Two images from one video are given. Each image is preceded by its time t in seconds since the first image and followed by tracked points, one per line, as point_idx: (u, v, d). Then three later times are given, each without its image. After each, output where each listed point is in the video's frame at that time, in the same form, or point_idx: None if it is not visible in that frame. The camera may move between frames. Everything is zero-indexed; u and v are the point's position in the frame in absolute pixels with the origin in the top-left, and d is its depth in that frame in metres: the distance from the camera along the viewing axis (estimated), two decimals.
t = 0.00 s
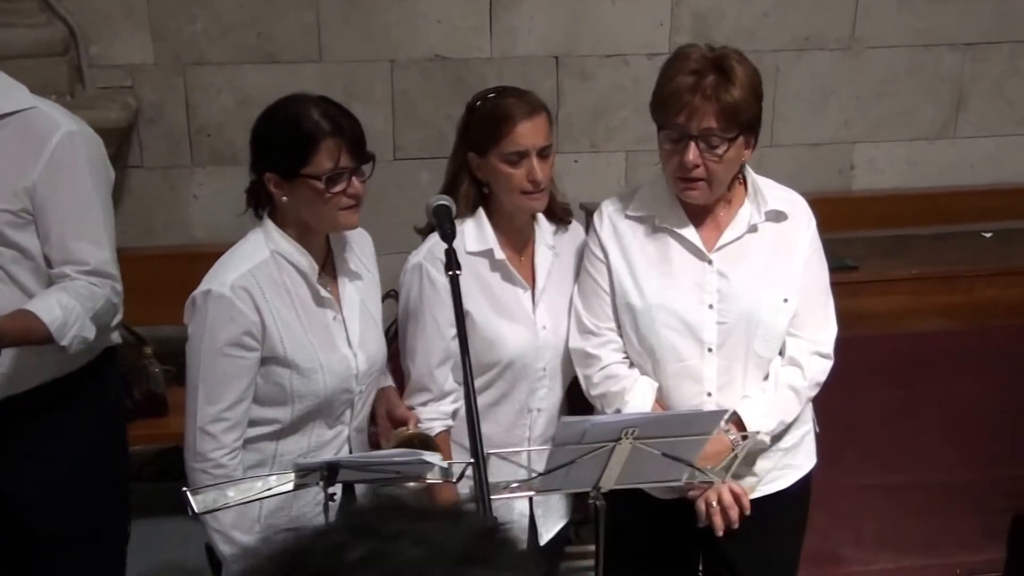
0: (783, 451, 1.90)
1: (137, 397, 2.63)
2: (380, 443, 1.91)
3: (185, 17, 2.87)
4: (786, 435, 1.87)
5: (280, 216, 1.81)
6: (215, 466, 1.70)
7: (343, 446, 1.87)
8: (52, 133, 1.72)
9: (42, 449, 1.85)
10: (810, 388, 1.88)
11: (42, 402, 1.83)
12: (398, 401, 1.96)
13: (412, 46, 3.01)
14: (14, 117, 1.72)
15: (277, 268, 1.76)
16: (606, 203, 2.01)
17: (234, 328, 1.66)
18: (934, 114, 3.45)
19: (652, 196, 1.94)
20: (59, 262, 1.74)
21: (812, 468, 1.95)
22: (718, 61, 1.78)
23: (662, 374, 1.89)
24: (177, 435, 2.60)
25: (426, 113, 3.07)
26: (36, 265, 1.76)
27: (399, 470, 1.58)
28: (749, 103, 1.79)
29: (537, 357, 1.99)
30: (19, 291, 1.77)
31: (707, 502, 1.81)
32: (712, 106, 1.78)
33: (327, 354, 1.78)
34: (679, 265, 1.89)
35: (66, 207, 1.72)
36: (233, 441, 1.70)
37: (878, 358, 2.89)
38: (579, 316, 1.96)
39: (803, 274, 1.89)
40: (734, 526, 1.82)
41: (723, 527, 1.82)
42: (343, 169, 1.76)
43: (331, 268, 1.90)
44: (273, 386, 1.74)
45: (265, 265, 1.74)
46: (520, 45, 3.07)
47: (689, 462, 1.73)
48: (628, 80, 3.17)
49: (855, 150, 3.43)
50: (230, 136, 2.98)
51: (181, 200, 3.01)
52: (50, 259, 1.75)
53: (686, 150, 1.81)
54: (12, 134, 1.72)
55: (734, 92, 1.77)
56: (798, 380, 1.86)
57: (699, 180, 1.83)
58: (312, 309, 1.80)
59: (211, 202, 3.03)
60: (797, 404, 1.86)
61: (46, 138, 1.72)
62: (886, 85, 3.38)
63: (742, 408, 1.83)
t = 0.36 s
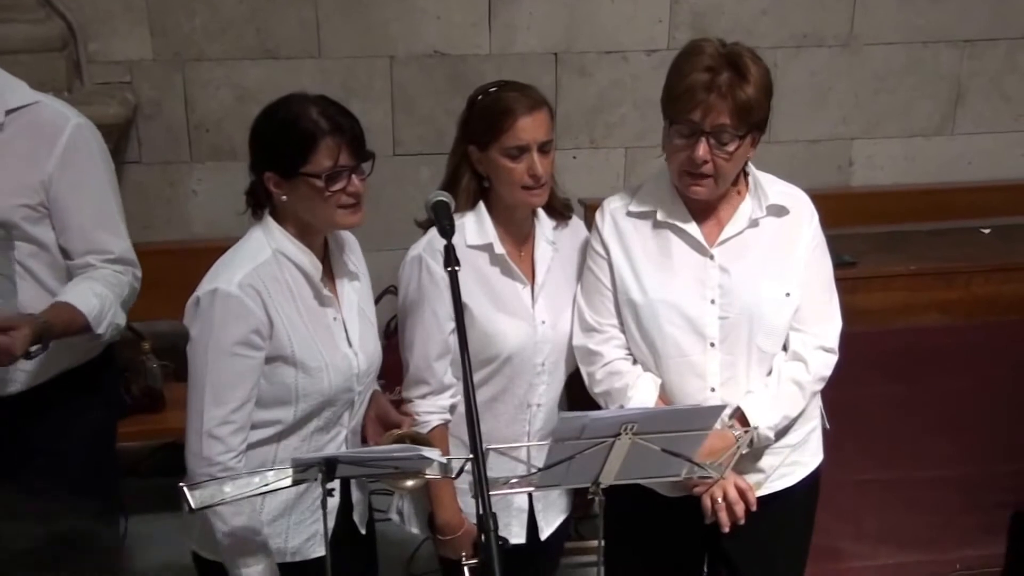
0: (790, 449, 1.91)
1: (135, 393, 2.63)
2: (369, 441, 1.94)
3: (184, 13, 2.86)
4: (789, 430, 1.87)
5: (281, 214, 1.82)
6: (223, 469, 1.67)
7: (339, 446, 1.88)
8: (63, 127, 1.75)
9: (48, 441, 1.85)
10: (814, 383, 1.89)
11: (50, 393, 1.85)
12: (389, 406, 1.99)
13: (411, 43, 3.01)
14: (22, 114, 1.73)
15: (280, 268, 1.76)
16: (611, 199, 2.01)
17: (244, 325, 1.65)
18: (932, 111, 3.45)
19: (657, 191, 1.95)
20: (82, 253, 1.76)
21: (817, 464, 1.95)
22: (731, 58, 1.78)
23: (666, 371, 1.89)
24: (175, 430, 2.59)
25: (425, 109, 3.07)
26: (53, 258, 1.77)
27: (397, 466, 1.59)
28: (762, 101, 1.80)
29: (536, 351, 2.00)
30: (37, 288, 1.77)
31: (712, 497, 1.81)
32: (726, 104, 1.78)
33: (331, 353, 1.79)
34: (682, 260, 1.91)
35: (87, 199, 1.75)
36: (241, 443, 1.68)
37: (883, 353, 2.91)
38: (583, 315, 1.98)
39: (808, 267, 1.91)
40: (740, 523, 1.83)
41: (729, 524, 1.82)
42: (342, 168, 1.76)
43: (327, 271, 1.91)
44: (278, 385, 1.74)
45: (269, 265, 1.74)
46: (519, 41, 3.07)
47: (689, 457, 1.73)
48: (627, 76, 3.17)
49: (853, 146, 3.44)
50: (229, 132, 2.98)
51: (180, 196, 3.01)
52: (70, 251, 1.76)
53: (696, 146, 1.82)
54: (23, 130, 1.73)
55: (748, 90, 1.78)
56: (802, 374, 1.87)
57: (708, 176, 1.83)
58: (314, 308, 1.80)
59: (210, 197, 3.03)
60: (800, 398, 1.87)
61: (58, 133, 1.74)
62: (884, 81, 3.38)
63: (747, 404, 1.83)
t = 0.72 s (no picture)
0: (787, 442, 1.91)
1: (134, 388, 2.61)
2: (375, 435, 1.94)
3: (185, 10, 2.86)
4: (793, 427, 1.88)
5: (282, 209, 1.82)
6: (230, 467, 1.67)
7: (343, 440, 1.88)
8: (69, 128, 1.74)
9: (50, 443, 1.83)
10: (817, 379, 1.90)
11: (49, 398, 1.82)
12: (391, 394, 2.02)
13: (412, 40, 3.00)
14: (28, 114, 1.72)
15: (282, 264, 1.75)
16: (610, 193, 2.01)
17: (249, 324, 1.65)
18: (936, 110, 3.44)
19: (659, 188, 1.95)
20: (90, 255, 1.76)
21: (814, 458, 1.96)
22: (726, 53, 1.79)
23: (669, 366, 1.89)
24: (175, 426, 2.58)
25: (426, 106, 3.06)
26: (59, 261, 1.76)
27: (397, 463, 1.58)
28: (758, 96, 1.79)
29: (537, 347, 1.99)
30: (44, 291, 1.76)
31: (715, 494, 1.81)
32: (721, 98, 1.78)
33: (335, 348, 1.78)
34: (684, 256, 1.91)
35: (94, 201, 1.75)
36: (246, 440, 1.68)
37: (886, 351, 2.96)
38: (585, 310, 1.97)
39: (810, 265, 1.92)
40: (741, 518, 1.83)
41: (730, 519, 1.83)
42: (343, 163, 1.76)
43: (327, 267, 1.90)
44: (282, 382, 1.73)
45: (271, 261, 1.74)
46: (521, 38, 3.06)
47: (692, 455, 1.73)
48: (629, 74, 3.16)
49: (856, 145, 3.44)
50: (230, 129, 2.97)
51: (181, 192, 3.00)
52: (77, 254, 1.76)
53: (694, 141, 1.81)
54: (27, 131, 1.71)
55: (743, 85, 1.78)
56: (805, 371, 1.88)
57: (707, 172, 1.83)
58: (317, 304, 1.80)
59: (210, 194, 3.02)
60: (804, 394, 1.88)
61: (63, 134, 1.73)
62: (888, 80, 3.38)
63: (750, 400, 1.84)
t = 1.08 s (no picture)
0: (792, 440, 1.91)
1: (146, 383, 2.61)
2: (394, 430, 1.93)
3: (195, 9, 2.87)
4: (801, 425, 1.88)
5: (289, 206, 1.82)
6: (234, 460, 1.69)
7: (362, 430, 1.88)
8: (82, 136, 1.74)
9: (60, 452, 1.83)
10: (825, 379, 1.91)
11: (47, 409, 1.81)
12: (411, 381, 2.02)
13: (422, 39, 3.00)
14: (42, 118, 1.72)
15: (290, 260, 1.75)
16: (618, 188, 2.01)
17: (249, 322, 1.65)
18: (951, 110, 3.44)
19: (668, 187, 1.96)
20: (90, 266, 1.74)
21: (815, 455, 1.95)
22: (734, 51, 1.79)
23: (679, 364, 1.89)
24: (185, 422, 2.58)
25: (436, 105, 3.06)
26: (61, 268, 1.75)
27: (407, 462, 1.59)
28: (765, 93, 1.80)
29: (550, 343, 1.99)
30: (43, 295, 1.76)
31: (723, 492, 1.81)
32: (728, 96, 1.78)
33: (343, 344, 1.78)
34: (694, 254, 1.90)
35: (97, 211, 1.73)
36: (251, 435, 1.69)
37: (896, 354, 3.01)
38: (591, 307, 1.96)
39: (815, 264, 1.92)
40: (751, 515, 1.83)
41: (739, 516, 1.82)
42: (350, 158, 1.76)
43: (340, 259, 1.91)
44: (289, 376, 1.74)
45: (278, 258, 1.74)
46: (531, 38, 3.07)
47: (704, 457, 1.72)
48: (638, 74, 3.15)
49: (871, 145, 3.43)
50: (241, 127, 2.97)
51: (191, 189, 3.00)
52: (79, 263, 1.74)
53: (701, 139, 1.81)
54: (41, 134, 1.72)
55: (750, 83, 1.78)
56: (814, 370, 1.89)
57: (714, 169, 1.83)
58: (325, 299, 1.79)
59: (220, 192, 3.02)
60: (813, 394, 1.89)
61: (76, 141, 1.73)
62: (902, 80, 3.37)
63: (761, 399, 1.84)
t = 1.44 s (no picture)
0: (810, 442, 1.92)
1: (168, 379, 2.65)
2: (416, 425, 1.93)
3: (216, 9, 2.89)
4: (820, 427, 1.89)
5: (310, 207, 1.83)
6: (243, 452, 1.72)
7: (376, 433, 1.88)
8: (95, 140, 1.71)
9: (65, 452, 1.83)
10: (844, 380, 1.92)
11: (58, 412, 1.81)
12: (433, 384, 1.99)
13: (440, 38, 3.01)
14: (59, 121, 1.71)
15: (308, 259, 1.77)
16: (633, 189, 2.01)
17: (262, 319, 1.67)
18: (975, 108, 3.41)
19: (683, 187, 1.96)
20: (94, 271, 1.71)
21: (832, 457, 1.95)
22: (749, 53, 1.79)
23: (697, 366, 1.90)
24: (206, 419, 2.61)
25: (453, 105, 3.06)
26: (69, 272, 1.74)
27: (427, 460, 1.60)
28: (780, 94, 1.80)
29: (571, 341, 2.01)
30: (52, 297, 1.74)
31: (740, 495, 1.82)
32: (742, 98, 1.79)
33: (356, 345, 1.79)
34: (712, 255, 1.91)
35: (102, 215, 1.69)
36: (260, 429, 1.72)
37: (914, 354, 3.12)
38: (606, 306, 1.96)
39: (835, 264, 1.91)
40: (767, 519, 1.83)
41: (757, 519, 1.82)
42: (370, 159, 1.76)
43: (361, 260, 1.92)
44: (303, 374, 1.76)
45: (297, 256, 1.75)
46: (548, 37, 3.07)
47: (724, 458, 1.73)
48: (657, 72, 3.14)
49: (893, 144, 3.41)
50: (260, 127, 2.98)
51: (212, 188, 3.02)
52: (85, 267, 1.72)
53: (717, 142, 1.82)
54: (55, 136, 1.71)
55: (765, 84, 1.78)
56: (833, 373, 1.90)
57: (730, 171, 1.83)
58: (341, 300, 1.80)
59: (241, 191, 3.04)
60: (832, 396, 1.89)
61: (88, 144, 1.70)
62: (925, 77, 3.35)
63: (779, 400, 1.85)
